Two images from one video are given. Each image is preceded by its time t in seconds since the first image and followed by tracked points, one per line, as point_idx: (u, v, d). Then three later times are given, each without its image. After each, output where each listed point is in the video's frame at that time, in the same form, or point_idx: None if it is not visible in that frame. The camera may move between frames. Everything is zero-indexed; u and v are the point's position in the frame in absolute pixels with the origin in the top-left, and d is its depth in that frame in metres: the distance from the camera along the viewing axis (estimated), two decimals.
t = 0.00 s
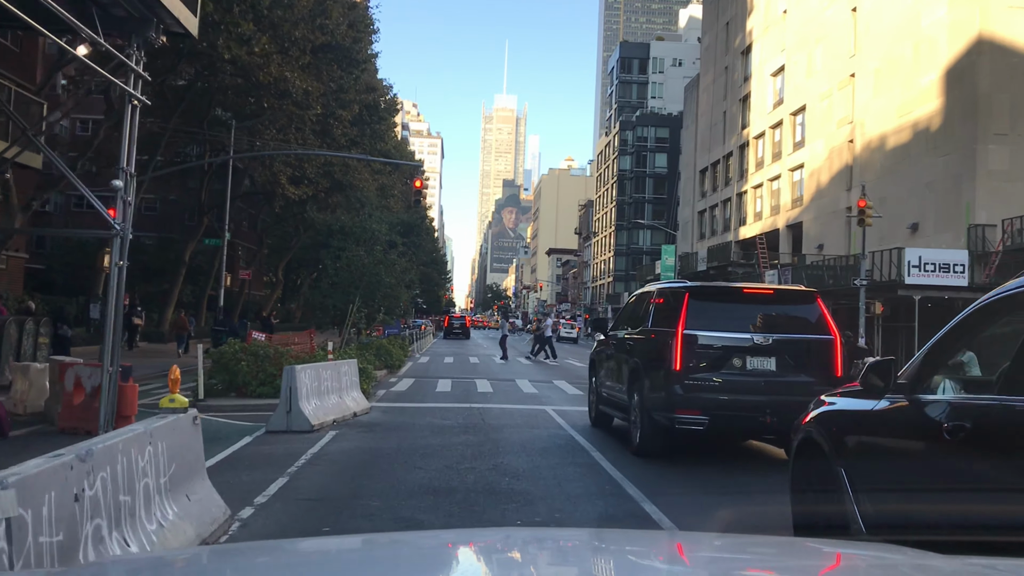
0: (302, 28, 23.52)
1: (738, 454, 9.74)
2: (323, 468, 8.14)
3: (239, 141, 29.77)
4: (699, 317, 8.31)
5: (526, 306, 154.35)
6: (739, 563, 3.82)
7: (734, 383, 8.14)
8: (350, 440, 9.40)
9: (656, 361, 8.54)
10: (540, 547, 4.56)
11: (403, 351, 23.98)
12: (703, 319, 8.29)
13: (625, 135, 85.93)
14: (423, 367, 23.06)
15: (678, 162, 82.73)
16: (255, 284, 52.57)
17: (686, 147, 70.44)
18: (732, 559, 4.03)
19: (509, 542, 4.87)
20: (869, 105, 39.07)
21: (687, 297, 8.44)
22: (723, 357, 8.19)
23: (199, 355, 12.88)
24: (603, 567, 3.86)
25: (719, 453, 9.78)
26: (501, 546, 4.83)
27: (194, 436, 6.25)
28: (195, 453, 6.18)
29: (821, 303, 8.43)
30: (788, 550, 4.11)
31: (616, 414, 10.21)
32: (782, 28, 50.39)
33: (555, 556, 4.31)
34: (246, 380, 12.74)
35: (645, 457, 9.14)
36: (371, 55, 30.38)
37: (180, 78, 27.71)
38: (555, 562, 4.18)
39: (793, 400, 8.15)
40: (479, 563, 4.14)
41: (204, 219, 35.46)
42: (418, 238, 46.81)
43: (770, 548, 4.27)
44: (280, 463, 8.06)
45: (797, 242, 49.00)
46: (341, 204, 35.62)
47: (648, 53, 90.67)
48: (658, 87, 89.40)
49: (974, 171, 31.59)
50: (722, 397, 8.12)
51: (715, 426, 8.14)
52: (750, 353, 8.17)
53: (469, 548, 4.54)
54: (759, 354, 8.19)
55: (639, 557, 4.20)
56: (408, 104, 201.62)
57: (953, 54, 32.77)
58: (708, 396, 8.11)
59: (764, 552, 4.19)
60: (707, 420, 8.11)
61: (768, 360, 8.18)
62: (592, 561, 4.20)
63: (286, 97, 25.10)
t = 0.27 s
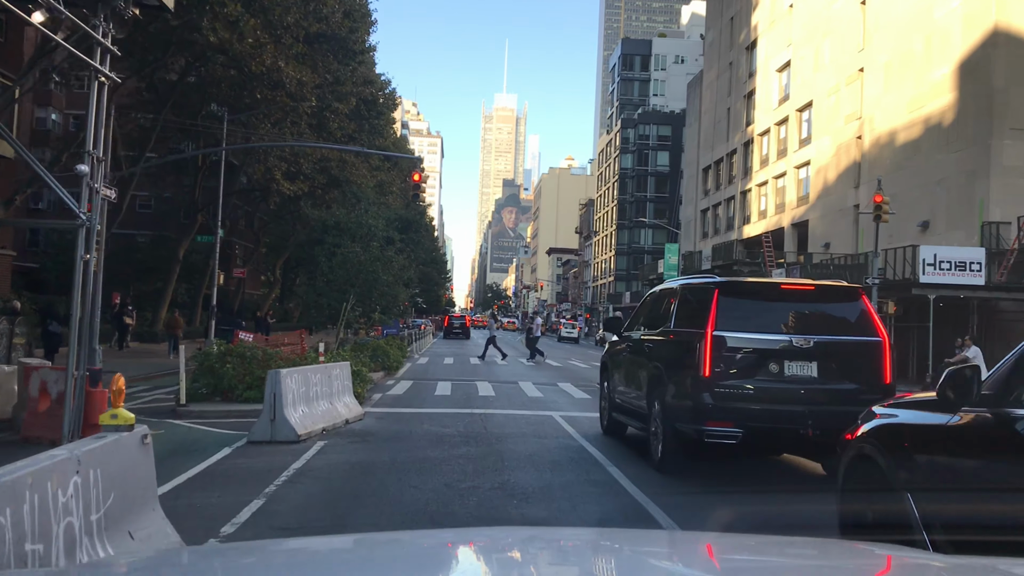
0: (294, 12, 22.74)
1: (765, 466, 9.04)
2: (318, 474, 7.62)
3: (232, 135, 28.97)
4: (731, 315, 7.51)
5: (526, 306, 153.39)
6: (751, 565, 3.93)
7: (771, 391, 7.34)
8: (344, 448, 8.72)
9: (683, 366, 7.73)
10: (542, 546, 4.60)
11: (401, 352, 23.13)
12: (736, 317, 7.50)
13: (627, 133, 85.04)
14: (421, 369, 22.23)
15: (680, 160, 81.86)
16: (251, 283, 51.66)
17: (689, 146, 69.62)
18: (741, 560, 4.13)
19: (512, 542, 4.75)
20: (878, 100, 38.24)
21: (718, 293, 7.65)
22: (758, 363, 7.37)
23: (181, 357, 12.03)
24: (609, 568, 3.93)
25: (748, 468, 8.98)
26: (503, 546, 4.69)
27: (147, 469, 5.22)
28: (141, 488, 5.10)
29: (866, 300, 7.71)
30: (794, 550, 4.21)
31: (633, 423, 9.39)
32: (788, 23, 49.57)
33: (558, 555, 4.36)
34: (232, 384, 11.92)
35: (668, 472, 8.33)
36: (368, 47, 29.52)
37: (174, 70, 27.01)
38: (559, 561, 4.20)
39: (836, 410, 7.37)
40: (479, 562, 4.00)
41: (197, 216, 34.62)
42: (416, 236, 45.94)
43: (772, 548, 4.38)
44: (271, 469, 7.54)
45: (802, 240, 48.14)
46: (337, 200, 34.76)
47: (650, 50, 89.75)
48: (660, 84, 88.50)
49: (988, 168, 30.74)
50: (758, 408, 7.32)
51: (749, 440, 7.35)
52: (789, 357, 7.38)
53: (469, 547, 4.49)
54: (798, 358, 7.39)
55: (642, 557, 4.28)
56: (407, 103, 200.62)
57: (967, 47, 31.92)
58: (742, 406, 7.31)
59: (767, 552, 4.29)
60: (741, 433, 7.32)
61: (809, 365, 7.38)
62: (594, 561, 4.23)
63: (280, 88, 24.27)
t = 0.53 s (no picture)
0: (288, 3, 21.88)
1: (792, 482, 8.38)
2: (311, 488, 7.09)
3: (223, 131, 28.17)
4: (770, 315, 6.74)
5: (526, 306, 152.44)
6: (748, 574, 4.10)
7: (817, 401, 6.55)
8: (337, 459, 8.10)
9: (714, 374, 6.95)
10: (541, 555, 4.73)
11: (398, 354, 22.33)
12: (775, 317, 6.72)
13: (628, 131, 84.15)
14: (420, 371, 21.44)
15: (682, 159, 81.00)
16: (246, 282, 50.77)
17: (691, 144, 68.82)
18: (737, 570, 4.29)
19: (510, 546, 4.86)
20: (886, 96, 37.40)
21: (753, 290, 6.90)
22: (803, 369, 6.58)
23: (160, 360, 11.18)
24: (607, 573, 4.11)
25: (778, 488, 8.21)
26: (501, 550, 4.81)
27: (72, 499, 4.82)
28: (64, 529, 4.68)
29: (922, 297, 6.93)
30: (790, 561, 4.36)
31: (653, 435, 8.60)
32: (792, 19, 48.72)
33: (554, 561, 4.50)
34: (215, 389, 11.12)
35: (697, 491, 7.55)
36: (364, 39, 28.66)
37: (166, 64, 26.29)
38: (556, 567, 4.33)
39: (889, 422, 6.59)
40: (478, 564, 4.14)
41: (190, 214, 33.79)
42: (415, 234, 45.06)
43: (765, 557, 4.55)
44: (258, 484, 7.00)
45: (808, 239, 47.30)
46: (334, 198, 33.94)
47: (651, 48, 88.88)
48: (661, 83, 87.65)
49: (1001, 164, 29.89)
50: (801, 421, 6.53)
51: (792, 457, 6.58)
52: (836, 363, 6.59)
53: (468, 547, 4.62)
54: (848, 364, 6.60)
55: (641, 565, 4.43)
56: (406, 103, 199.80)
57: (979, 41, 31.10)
58: (783, 418, 6.52)
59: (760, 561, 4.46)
60: (784, 449, 6.55)
61: (860, 372, 6.60)
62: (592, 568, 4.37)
63: (273, 81, 23.46)
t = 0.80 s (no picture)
0: None
1: (824, 499, 7.71)
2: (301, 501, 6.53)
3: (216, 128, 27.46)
4: (819, 315, 5.98)
5: (526, 307, 151.73)
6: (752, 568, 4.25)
7: (873, 419, 5.76)
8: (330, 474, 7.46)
9: (754, 384, 6.19)
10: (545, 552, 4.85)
11: (395, 357, 21.54)
12: (826, 317, 5.96)
13: (628, 130, 83.36)
14: (417, 374, 20.67)
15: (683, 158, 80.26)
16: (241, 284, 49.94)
17: (693, 143, 68.10)
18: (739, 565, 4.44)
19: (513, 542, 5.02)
20: (893, 92, 36.67)
21: (800, 287, 6.14)
22: (857, 380, 5.79)
23: (135, 366, 10.37)
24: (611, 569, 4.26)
25: (816, 508, 7.44)
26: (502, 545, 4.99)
27: None
28: None
29: (991, 296, 6.16)
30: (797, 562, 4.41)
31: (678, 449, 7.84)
32: (796, 15, 47.99)
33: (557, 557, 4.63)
34: (195, 397, 10.28)
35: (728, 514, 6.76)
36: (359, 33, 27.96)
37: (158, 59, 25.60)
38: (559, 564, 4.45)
39: (960, 441, 5.77)
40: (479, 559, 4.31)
41: (182, 212, 33.04)
42: (412, 233, 44.30)
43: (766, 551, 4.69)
44: (243, 496, 6.44)
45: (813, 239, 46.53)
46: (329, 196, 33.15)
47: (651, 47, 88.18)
48: (661, 82, 87.00)
49: (1015, 160, 29.17)
50: (855, 440, 5.75)
51: (844, 481, 5.78)
52: (895, 372, 5.80)
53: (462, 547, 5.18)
54: (909, 375, 5.81)
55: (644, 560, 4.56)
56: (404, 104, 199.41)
57: (990, 35, 30.39)
58: (835, 435, 5.77)
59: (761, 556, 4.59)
60: (835, 473, 5.76)
61: (922, 384, 5.81)
62: (594, 563, 4.52)
63: (264, 73, 22.71)
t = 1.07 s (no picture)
0: None
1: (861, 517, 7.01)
2: (288, 520, 5.98)
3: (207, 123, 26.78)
4: (875, 315, 5.26)
5: (525, 308, 151.03)
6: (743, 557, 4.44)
7: (942, 436, 5.07)
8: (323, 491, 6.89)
9: (800, 395, 5.47)
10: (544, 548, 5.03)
11: (392, 360, 20.83)
12: (883, 318, 5.24)
13: (628, 130, 82.64)
14: (415, 378, 19.97)
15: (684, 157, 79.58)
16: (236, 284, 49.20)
17: (694, 143, 67.46)
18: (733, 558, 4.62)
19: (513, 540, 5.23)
20: (901, 89, 36.03)
21: (854, 282, 5.38)
22: (924, 392, 5.09)
23: (109, 370, 9.63)
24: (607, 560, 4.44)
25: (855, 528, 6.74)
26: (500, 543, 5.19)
27: None
28: None
29: None
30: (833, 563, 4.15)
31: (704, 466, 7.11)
32: (800, 12, 47.33)
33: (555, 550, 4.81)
34: (175, 404, 9.59)
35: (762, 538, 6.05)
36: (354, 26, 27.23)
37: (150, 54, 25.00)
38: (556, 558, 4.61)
39: None
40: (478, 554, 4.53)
41: (174, 210, 32.32)
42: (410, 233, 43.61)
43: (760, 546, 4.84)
44: (225, 511, 5.89)
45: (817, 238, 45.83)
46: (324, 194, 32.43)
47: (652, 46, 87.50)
48: (662, 81, 86.34)
49: None
50: (921, 462, 5.05)
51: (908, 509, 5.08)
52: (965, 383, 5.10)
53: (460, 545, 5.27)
54: (982, 385, 5.11)
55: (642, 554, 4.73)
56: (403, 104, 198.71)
57: (1002, 29, 29.77)
58: (895, 456, 5.06)
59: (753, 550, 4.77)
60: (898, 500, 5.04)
61: (996, 395, 5.12)
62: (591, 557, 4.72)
63: (256, 65, 22.00)
